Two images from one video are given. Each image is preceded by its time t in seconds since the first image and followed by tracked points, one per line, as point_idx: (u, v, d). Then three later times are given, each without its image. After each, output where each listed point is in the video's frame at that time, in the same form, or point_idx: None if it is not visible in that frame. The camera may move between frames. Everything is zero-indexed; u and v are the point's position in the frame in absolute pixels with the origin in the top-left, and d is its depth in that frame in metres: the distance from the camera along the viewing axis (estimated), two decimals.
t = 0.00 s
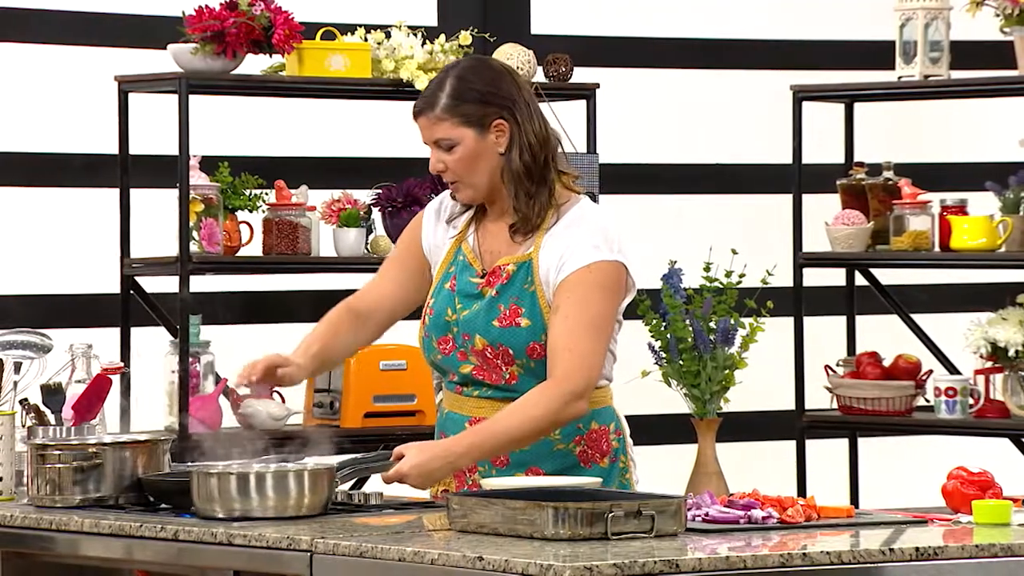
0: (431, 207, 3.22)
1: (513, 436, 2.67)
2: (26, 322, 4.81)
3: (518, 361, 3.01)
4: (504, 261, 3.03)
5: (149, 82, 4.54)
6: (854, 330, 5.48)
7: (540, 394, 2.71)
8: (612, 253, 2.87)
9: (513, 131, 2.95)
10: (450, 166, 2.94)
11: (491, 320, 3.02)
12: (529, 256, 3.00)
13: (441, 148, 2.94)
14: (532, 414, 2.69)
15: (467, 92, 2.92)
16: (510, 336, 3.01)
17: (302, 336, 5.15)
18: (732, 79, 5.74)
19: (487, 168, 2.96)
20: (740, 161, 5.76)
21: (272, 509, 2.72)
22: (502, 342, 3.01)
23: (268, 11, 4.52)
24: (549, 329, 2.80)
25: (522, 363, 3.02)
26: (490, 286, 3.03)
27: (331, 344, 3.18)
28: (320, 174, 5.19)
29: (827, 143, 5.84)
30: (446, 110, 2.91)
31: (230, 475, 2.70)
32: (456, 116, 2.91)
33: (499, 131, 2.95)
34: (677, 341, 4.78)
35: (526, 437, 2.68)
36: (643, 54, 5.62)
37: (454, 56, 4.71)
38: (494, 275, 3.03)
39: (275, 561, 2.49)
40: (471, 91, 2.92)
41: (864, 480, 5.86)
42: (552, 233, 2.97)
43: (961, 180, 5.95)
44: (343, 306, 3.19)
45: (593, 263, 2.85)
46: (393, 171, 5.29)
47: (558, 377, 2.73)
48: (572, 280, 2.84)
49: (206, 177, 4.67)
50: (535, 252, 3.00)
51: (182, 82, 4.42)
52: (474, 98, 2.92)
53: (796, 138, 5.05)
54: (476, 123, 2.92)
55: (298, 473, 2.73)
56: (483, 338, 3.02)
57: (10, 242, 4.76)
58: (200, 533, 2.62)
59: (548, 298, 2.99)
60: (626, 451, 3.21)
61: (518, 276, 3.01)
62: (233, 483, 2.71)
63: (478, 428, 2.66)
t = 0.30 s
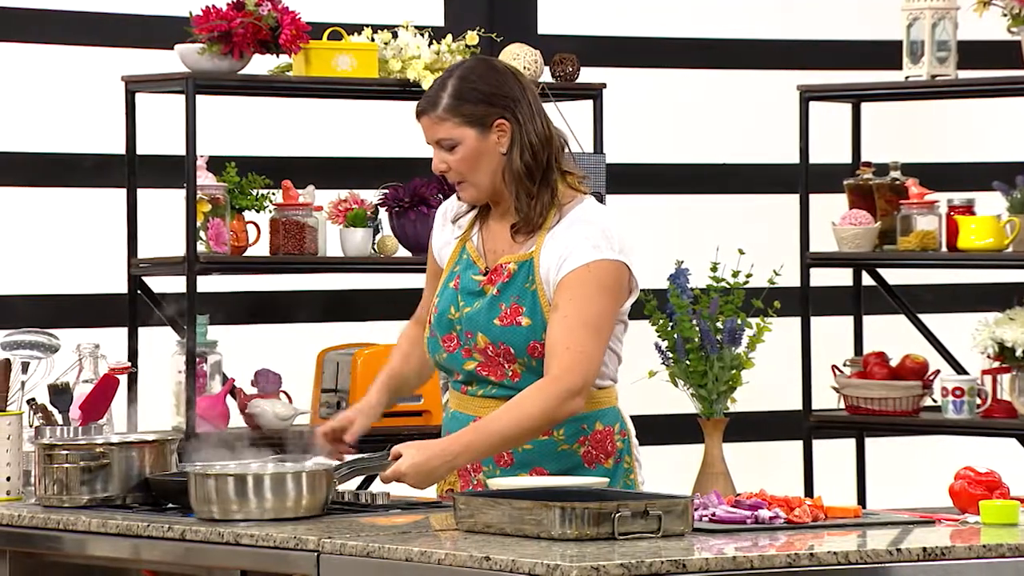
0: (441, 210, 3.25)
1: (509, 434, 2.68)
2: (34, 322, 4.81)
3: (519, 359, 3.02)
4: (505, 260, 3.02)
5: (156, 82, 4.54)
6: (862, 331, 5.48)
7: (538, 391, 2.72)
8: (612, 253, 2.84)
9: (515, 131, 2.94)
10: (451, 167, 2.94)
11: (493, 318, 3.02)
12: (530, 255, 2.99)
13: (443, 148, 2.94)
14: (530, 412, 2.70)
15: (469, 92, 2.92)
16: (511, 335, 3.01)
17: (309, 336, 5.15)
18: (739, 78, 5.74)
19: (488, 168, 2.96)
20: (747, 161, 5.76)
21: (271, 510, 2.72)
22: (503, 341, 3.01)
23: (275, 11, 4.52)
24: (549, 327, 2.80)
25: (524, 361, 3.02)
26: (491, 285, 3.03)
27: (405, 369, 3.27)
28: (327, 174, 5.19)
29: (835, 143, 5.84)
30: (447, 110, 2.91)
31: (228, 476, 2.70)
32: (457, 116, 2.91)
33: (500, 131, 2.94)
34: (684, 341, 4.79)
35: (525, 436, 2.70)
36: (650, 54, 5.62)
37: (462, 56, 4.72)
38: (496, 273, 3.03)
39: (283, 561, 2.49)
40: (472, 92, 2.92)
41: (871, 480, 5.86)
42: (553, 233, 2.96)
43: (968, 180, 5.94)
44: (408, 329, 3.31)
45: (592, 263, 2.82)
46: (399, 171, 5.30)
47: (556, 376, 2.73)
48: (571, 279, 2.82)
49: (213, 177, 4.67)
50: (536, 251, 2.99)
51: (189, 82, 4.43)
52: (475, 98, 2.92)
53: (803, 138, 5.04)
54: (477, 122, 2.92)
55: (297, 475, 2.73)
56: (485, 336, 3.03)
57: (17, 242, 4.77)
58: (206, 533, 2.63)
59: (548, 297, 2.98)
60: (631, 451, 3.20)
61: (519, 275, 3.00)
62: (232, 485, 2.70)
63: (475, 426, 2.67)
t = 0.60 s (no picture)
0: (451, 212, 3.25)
1: (514, 435, 2.68)
2: (40, 322, 4.81)
3: (525, 360, 3.01)
4: (511, 261, 3.02)
5: (162, 83, 4.54)
6: (868, 331, 5.47)
7: (542, 392, 2.72)
8: (617, 253, 2.85)
9: (522, 130, 2.94)
10: (458, 167, 2.94)
11: (498, 319, 3.01)
12: (535, 256, 2.99)
13: (451, 148, 2.94)
14: (536, 412, 2.70)
15: (476, 92, 2.92)
16: (517, 336, 3.00)
17: (315, 336, 5.16)
18: (745, 78, 5.73)
19: (497, 168, 2.95)
20: (753, 162, 5.76)
21: (276, 510, 2.72)
22: (510, 342, 3.01)
23: (282, 11, 4.53)
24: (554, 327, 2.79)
25: (530, 362, 3.02)
26: (497, 285, 3.03)
27: (422, 374, 3.25)
28: (334, 174, 5.19)
29: (842, 143, 5.84)
30: (455, 109, 2.92)
31: (232, 476, 2.70)
32: (464, 115, 2.91)
33: (508, 130, 2.94)
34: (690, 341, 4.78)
35: (530, 436, 2.70)
36: (656, 54, 5.61)
37: (468, 56, 4.72)
38: (502, 274, 3.03)
39: (289, 561, 2.50)
40: (480, 92, 2.92)
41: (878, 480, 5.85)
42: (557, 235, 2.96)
43: (975, 180, 5.93)
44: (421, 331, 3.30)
45: (597, 263, 2.82)
46: (406, 171, 5.30)
47: (560, 376, 2.73)
48: (576, 281, 2.82)
49: (220, 177, 4.67)
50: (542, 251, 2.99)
51: (196, 83, 4.43)
52: (483, 97, 2.92)
53: (810, 138, 5.03)
54: (485, 122, 2.92)
55: (300, 475, 2.73)
56: (491, 337, 3.03)
57: (24, 242, 4.77)
58: (212, 533, 2.63)
59: (554, 298, 2.98)
60: (639, 451, 3.20)
61: (525, 275, 3.00)
62: (236, 484, 2.71)
63: (481, 427, 2.67)
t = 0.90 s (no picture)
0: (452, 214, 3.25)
1: (520, 435, 2.68)
2: (43, 323, 4.81)
3: (531, 360, 3.02)
4: (516, 261, 3.02)
5: (165, 83, 4.54)
6: (871, 331, 5.47)
7: (547, 392, 2.72)
8: (622, 253, 2.84)
9: (530, 130, 2.94)
10: (465, 165, 2.92)
11: (503, 319, 3.02)
12: (540, 256, 2.99)
13: (457, 146, 2.92)
14: (542, 412, 2.70)
15: (485, 90, 2.91)
16: (522, 336, 3.00)
17: (318, 337, 5.16)
18: (748, 78, 5.73)
19: (503, 167, 2.95)
20: (756, 162, 5.75)
21: (281, 509, 2.73)
22: (515, 342, 3.01)
23: (285, 11, 4.53)
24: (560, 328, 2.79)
25: (535, 361, 3.02)
26: (502, 285, 3.04)
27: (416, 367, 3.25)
28: (337, 175, 5.19)
29: (844, 144, 5.84)
30: (464, 107, 2.90)
31: (239, 476, 2.70)
32: (473, 113, 2.90)
33: (516, 130, 2.93)
34: (693, 341, 4.79)
35: (536, 436, 2.70)
36: (659, 55, 5.61)
37: (470, 56, 4.72)
38: (507, 274, 3.03)
39: (292, 561, 2.50)
40: (489, 90, 2.91)
41: (881, 480, 5.85)
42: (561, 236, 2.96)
43: (978, 180, 5.93)
44: (419, 320, 3.31)
45: (602, 263, 2.83)
46: (409, 172, 5.30)
47: (566, 377, 2.73)
48: (581, 281, 2.82)
49: (223, 177, 4.68)
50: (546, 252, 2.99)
51: (199, 83, 4.43)
52: (492, 96, 2.91)
53: (813, 138, 5.03)
54: (494, 121, 2.91)
55: (306, 475, 2.74)
56: (496, 337, 3.03)
57: (27, 242, 4.77)
58: (216, 533, 2.63)
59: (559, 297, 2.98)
60: (643, 451, 3.20)
61: (530, 275, 3.00)
62: (242, 484, 2.71)
63: (485, 427, 2.67)
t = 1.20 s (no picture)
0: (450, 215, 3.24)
1: (522, 435, 2.68)
2: (43, 324, 4.81)
3: (532, 359, 3.01)
4: (517, 259, 3.02)
5: (165, 84, 4.54)
6: (871, 331, 5.47)
7: (550, 391, 2.72)
8: (624, 251, 2.85)
9: (540, 127, 2.96)
10: (474, 156, 2.93)
11: (504, 317, 3.01)
12: (542, 254, 3.00)
13: (467, 137, 2.94)
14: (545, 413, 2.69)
15: (500, 83, 2.93)
16: (523, 333, 3.00)
17: (319, 337, 5.16)
18: (748, 79, 5.73)
19: (510, 162, 2.96)
20: (756, 163, 5.75)
21: (286, 509, 2.74)
22: (515, 339, 3.00)
23: (285, 12, 4.53)
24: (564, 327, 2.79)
25: (535, 359, 3.01)
26: (502, 283, 3.03)
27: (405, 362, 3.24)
28: (337, 175, 5.19)
29: (844, 144, 5.84)
30: (477, 98, 2.92)
31: (243, 476, 2.71)
32: (486, 105, 2.91)
33: (526, 125, 2.95)
34: (693, 341, 4.78)
35: (537, 436, 2.70)
36: (659, 55, 5.61)
37: (470, 56, 4.72)
38: (507, 272, 3.03)
39: (292, 561, 2.50)
40: (504, 82, 2.93)
41: (881, 481, 5.85)
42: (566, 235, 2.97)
43: (978, 181, 5.93)
44: (410, 314, 3.30)
45: (605, 262, 2.83)
46: (409, 172, 5.30)
47: (568, 377, 2.73)
48: (583, 280, 2.82)
49: (223, 178, 4.68)
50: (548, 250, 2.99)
51: (199, 84, 4.43)
52: (506, 89, 2.93)
53: (813, 138, 5.03)
54: (506, 114, 2.93)
55: (311, 475, 2.75)
56: (497, 335, 3.02)
57: (27, 243, 4.77)
58: (216, 534, 2.62)
59: (560, 295, 2.98)
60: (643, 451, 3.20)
61: (531, 273, 3.00)
62: (246, 484, 2.72)
63: (488, 427, 2.66)
